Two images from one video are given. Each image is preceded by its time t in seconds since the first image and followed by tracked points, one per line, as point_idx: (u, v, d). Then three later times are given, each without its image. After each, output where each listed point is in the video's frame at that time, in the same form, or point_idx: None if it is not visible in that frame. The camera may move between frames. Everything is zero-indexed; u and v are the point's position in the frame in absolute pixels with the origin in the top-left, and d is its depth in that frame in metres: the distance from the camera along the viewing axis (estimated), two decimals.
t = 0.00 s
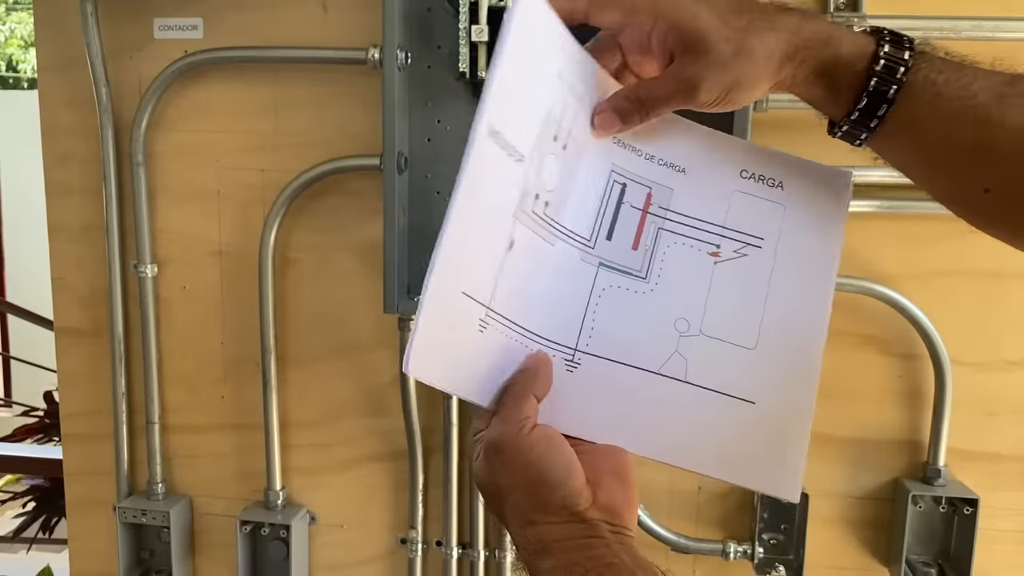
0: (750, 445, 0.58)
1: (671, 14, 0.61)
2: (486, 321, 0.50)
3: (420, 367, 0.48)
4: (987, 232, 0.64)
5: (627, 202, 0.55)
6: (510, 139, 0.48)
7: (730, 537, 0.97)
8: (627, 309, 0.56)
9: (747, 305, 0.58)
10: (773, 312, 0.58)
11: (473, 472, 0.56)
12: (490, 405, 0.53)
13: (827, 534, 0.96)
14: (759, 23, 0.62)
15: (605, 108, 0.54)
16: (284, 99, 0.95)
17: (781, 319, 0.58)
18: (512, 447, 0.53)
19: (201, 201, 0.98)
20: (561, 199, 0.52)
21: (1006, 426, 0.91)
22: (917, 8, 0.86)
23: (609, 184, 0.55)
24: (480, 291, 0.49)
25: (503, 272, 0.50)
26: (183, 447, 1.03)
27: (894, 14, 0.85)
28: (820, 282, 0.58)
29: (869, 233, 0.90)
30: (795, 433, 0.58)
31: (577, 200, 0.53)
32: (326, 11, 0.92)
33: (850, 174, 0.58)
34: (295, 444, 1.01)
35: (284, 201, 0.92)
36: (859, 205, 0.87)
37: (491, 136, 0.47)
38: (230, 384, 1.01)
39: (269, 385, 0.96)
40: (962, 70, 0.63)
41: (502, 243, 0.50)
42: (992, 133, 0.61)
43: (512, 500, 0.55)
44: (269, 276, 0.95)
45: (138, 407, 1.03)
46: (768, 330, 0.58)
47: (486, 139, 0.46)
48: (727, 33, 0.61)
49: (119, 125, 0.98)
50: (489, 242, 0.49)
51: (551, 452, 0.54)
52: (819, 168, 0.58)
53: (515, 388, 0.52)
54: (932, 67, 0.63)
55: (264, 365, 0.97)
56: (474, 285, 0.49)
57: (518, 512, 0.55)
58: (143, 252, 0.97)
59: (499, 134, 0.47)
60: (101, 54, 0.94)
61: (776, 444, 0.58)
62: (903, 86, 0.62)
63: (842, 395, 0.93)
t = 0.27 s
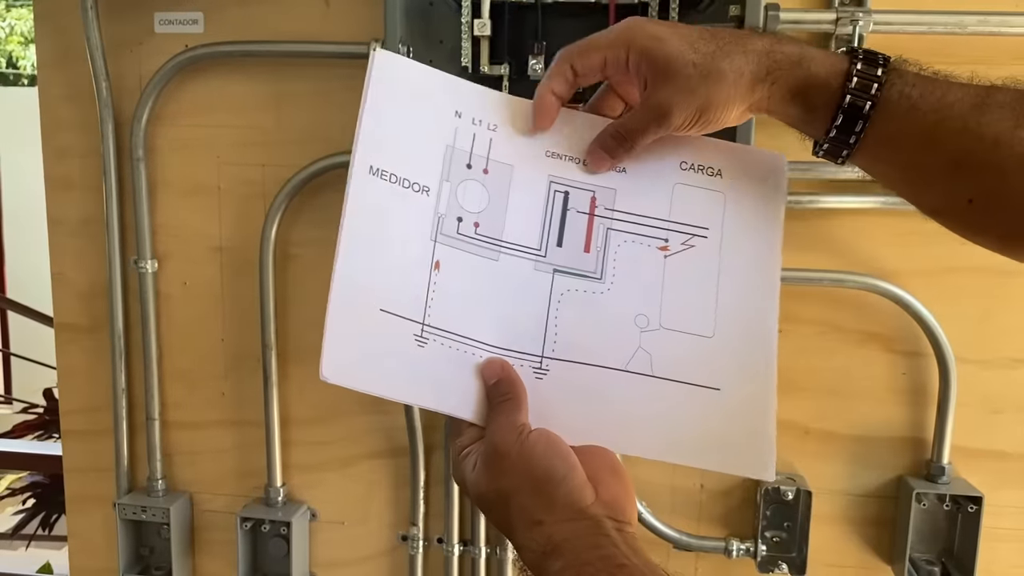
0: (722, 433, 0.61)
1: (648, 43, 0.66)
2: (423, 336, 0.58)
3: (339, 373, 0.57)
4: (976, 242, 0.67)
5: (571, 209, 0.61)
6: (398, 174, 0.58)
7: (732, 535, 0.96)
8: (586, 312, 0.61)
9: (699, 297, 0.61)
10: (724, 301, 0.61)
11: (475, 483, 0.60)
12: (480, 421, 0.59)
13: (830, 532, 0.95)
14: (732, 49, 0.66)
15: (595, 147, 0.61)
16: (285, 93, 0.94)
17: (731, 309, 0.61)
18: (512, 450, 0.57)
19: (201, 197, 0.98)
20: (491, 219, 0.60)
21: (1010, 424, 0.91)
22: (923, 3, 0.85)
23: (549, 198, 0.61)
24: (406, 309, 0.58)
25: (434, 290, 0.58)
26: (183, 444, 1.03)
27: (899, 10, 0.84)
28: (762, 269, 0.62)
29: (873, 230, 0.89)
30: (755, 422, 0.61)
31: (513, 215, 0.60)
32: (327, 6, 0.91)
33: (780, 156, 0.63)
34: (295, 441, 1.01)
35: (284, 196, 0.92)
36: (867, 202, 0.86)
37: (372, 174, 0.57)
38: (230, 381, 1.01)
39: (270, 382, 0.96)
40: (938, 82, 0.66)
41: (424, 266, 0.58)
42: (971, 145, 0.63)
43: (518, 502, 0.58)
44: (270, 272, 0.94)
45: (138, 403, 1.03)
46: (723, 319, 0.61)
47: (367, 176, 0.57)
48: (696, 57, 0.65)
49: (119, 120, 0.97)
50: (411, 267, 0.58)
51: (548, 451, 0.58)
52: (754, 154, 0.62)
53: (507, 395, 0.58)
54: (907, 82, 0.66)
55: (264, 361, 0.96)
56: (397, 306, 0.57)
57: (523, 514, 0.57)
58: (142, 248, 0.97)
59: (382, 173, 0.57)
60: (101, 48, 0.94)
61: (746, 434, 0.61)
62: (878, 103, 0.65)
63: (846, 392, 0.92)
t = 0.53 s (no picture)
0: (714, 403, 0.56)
1: (636, 62, 0.64)
2: (407, 339, 0.51)
3: (333, 386, 0.47)
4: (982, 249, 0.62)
5: (532, 199, 0.59)
6: (363, 168, 0.52)
7: (736, 534, 0.96)
8: (558, 301, 0.57)
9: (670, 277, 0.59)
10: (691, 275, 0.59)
11: (467, 479, 0.56)
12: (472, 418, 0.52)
13: (834, 532, 0.95)
14: (722, 65, 0.63)
15: (587, 163, 0.60)
16: (288, 90, 0.94)
17: (702, 282, 0.59)
18: (508, 444, 0.52)
19: (204, 195, 0.98)
20: (456, 213, 0.56)
21: (1015, 423, 0.90)
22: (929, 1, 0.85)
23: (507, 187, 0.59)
24: (390, 310, 0.51)
25: (416, 289, 0.52)
26: (185, 443, 1.03)
27: (905, 8, 0.84)
28: (726, 241, 0.60)
29: (878, 229, 0.89)
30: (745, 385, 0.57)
31: (477, 209, 0.57)
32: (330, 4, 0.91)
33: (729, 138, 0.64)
34: (297, 439, 1.00)
35: (287, 194, 0.92)
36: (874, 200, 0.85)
37: (339, 171, 0.50)
38: (233, 379, 1.01)
39: (273, 380, 0.96)
40: (937, 90, 0.61)
41: (401, 265, 0.52)
42: (967, 157, 0.59)
43: (516, 497, 0.54)
44: (272, 270, 0.94)
45: (140, 402, 1.03)
46: (693, 292, 0.58)
47: (334, 172, 0.50)
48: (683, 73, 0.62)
49: (122, 117, 0.97)
50: (386, 265, 0.51)
51: (545, 442, 0.53)
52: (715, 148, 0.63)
53: (496, 391, 0.52)
54: (902, 91, 0.62)
55: (267, 359, 0.96)
56: (378, 307, 0.50)
57: (523, 508, 0.54)
58: (145, 246, 0.97)
59: (347, 170, 0.51)
60: (104, 46, 0.93)
61: (737, 397, 0.56)
62: (873, 116, 0.62)
63: (850, 391, 0.92)
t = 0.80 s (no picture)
0: (696, 387, 0.58)
1: (653, 82, 0.62)
2: (381, 287, 0.49)
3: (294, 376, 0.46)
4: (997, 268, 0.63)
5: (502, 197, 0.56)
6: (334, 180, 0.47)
7: (738, 533, 0.96)
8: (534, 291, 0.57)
9: (639, 264, 0.58)
10: (673, 265, 0.58)
11: (440, 469, 0.55)
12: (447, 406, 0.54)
13: (836, 530, 0.95)
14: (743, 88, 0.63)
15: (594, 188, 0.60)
16: (289, 87, 0.93)
17: (677, 274, 0.58)
18: (480, 427, 0.53)
19: (205, 193, 0.97)
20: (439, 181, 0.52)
21: (1017, 422, 0.90)
22: None
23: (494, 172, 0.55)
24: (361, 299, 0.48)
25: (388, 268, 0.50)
26: (186, 441, 1.03)
27: (908, 6, 0.84)
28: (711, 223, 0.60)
29: (881, 227, 0.89)
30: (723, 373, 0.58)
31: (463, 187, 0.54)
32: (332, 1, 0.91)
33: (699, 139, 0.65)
34: (298, 438, 1.00)
35: (288, 192, 0.91)
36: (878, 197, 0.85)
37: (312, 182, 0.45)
38: (234, 378, 1.01)
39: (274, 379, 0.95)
40: (956, 114, 0.61)
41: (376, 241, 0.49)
42: (985, 182, 0.59)
43: (491, 481, 0.53)
44: (274, 267, 0.94)
45: (141, 400, 1.03)
46: (667, 280, 0.58)
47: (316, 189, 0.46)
48: (704, 100, 0.62)
49: (123, 115, 0.97)
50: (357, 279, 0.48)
51: (517, 426, 0.54)
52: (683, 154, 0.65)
53: (469, 379, 0.54)
54: (920, 114, 0.62)
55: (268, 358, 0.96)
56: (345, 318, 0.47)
57: (497, 493, 0.53)
58: (146, 244, 0.96)
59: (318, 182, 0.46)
60: (105, 44, 0.93)
61: (720, 382, 0.58)
62: (890, 142, 0.61)
63: (853, 390, 0.92)
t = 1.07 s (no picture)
0: (718, 417, 0.58)
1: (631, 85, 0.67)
2: (415, 299, 0.56)
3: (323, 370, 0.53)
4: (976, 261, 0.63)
5: (544, 215, 0.60)
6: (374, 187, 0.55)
7: (739, 532, 0.96)
8: (567, 308, 0.58)
9: (674, 290, 0.60)
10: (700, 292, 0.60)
11: (463, 477, 0.56)
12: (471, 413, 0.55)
13: (838, 530, 0.95)
14: (713, 88, 0.67)
15: (569, 171, 0.61)
16: (290, 86, 0.93)
17: (710, 300, 0.60)
18: (504, 438, 0.54)
19: (206, 192, 0.97)
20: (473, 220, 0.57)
21: (1019, 422, 0.90)
22: None
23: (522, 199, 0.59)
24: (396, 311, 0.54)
25: (421, 287, 0.56)
26: (187, 440, 1.03)
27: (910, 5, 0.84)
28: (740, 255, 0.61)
29: (882, 227, 0.89)
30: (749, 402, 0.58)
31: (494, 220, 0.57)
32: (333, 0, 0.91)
33: (737, 157, 0.65)
34: (299, 437, 1.00)
35: (289, 192, 0.91)
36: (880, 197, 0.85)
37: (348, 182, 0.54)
38: (235, 377, 1.00)
39: (275, 378, 0.95)
40: (925, 108, 0.63)
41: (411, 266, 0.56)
42: (952, 173, 0.60)
43: (510, 489, 0.54)
44: (275, 266, 0.94)
45: (142, 399, 1.02)
46: (700, 304, 0.59)
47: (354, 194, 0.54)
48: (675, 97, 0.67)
49: (124, 114, 0.97)
50: (394, 285, 0.55)
51: (540, 439, 0.54)
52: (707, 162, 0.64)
53: (497, 389, 0.55)
54: (889, 109, 0.64)
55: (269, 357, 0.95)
56: (383, 318, 0.55)
57: (516, 502, 0.53)
58: (147, 243, 0.96)
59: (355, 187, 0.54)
60: (106, 43, 0.93)
61: (741, 417, 0.58)
62: (859, 135, 0.64)
63: (854, 390, 0.92)
